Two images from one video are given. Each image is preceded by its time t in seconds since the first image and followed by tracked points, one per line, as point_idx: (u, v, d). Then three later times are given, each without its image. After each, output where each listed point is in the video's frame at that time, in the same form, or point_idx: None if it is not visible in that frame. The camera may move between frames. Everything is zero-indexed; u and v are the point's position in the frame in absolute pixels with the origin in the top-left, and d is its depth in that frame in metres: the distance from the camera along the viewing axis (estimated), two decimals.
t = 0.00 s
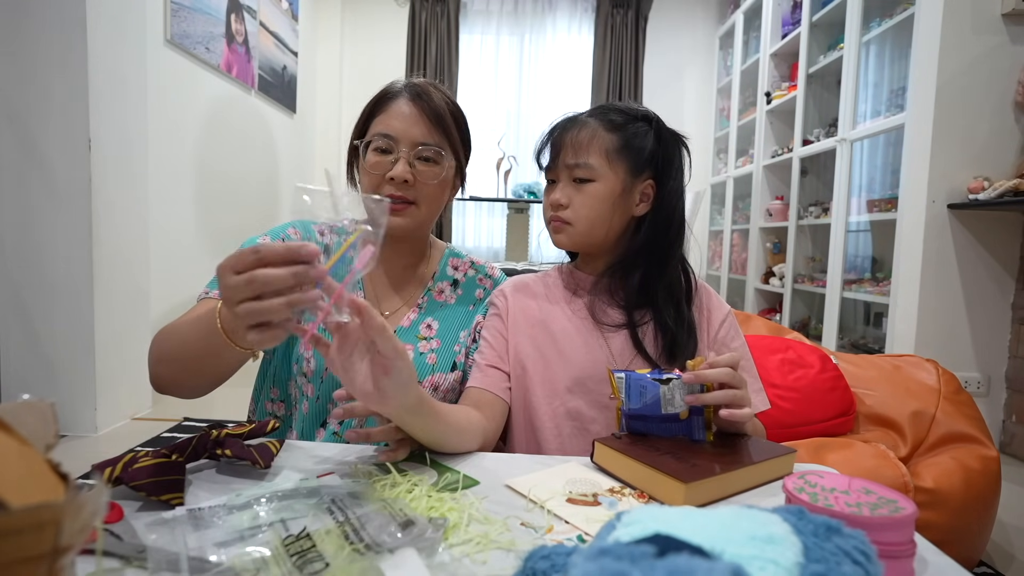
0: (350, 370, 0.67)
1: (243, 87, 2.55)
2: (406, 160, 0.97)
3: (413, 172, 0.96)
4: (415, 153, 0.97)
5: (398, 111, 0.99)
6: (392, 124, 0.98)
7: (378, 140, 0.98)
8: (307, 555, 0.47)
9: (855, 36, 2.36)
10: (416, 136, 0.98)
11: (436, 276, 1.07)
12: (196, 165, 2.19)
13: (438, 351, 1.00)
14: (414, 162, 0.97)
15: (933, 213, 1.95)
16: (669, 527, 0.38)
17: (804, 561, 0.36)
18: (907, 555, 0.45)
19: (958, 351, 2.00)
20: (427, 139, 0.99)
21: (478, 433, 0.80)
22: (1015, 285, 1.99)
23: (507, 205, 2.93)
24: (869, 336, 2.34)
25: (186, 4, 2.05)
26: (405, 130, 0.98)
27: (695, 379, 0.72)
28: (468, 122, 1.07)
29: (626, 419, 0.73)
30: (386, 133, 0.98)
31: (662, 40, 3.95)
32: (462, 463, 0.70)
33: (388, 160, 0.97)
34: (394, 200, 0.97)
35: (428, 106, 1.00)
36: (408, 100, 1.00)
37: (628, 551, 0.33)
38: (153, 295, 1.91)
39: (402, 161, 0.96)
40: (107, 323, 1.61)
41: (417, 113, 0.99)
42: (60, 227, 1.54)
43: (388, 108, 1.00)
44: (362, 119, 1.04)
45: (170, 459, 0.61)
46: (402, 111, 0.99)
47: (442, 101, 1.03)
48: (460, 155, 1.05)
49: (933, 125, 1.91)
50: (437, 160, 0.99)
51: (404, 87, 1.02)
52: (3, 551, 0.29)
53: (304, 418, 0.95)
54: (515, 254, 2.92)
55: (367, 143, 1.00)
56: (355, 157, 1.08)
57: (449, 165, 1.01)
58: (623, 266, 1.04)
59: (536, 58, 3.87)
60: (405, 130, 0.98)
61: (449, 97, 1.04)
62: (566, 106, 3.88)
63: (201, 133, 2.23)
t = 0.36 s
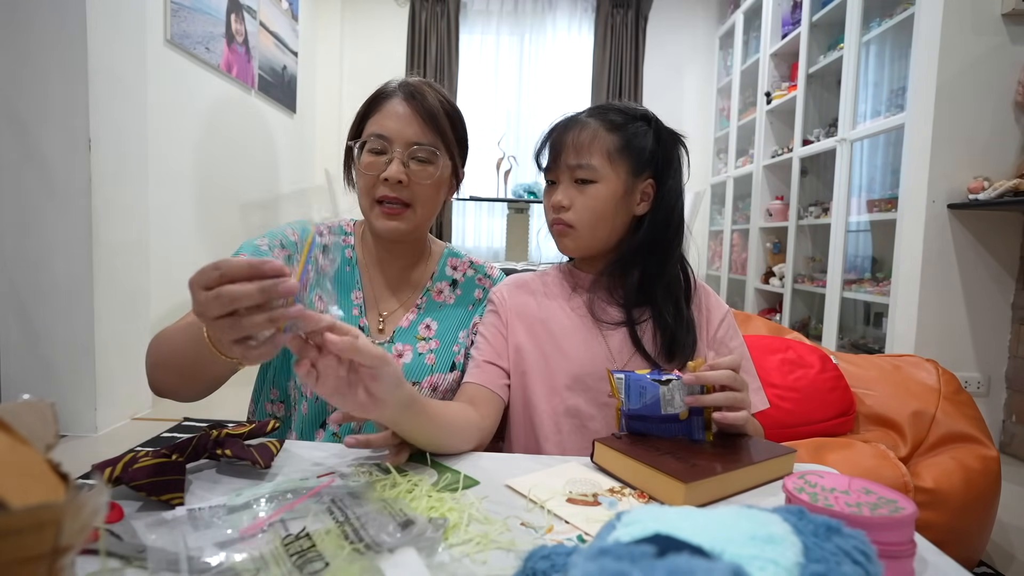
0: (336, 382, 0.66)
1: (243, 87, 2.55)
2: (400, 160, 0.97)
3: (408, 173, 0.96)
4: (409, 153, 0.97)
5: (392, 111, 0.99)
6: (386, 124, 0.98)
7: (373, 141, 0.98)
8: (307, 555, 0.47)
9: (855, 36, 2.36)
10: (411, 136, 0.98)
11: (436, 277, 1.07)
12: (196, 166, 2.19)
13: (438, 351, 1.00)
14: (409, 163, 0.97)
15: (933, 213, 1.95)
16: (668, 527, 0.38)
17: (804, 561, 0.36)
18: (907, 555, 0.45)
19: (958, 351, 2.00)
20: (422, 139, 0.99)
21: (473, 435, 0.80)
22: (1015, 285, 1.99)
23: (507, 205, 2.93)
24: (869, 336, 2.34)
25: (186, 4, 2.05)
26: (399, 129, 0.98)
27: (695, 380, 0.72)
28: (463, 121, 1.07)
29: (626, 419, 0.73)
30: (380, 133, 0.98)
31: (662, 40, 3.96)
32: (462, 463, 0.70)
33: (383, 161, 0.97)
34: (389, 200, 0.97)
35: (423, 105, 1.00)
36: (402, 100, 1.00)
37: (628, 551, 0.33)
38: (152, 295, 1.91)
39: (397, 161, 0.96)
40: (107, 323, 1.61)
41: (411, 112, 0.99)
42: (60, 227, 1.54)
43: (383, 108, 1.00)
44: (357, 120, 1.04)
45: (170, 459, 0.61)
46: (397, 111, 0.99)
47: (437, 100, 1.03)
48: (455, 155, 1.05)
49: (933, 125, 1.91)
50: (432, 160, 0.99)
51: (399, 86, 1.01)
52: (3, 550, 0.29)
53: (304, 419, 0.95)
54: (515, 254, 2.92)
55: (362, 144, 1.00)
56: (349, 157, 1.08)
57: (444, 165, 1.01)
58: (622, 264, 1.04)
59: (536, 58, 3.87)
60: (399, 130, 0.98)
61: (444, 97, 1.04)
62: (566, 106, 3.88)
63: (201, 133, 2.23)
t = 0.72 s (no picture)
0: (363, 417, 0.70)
1: (243, 87, 2.55)
2: (399, 166, 0.97)
3: (406, 178, 0.97)
4: (407, 158, 0.97)
5: (391, 115, 0.99)
6: (384, 129, 0.98)
7: (371, 145, 0.98)
8: (307, 555, 0.47)
9: (855, 36, 2.36)
10: (409, 140, 0.98)
11: (436, 277, 1.07)
12: (196, 165, 2.19)
13: (439, 351, 1.00)
14: (407, 168, 0.98)
15: (933, 213, 1.95)
16: (669, 527, 0.38)
17: (804, 561, 0.36)
18: (906, 555, 0.45)
19: (958, 351, 2.00)
20: (421, 144, 0.99)
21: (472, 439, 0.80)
22: (1015, 285, 1.99)
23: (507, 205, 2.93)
24: (869, 336, 2.34)
25: (186, 4, 2.05)
26: (397, 134, 0.98)
27: (695, 379, 0.72)
28: (462, 122, 1.06)
29: (626, 417, 0.73)
30: (378, 138, 0.98)
31: (662, 39, 3.96)
32: (462, 463, 0.70)
33: (381, 166, 0.98)
34: (388, 206, 0.98)
35: (422, 110, 1.00)
36: (401, 104, 1.00)
37: (628, 550, 0.33)
38: (153, 294, 1.91)
39: (395, 167, 0.97)
40: (107, 323, 1.61)
41: (408, 116, 0.99)
42: (60, 227, 1.54)
43: (382, 112, 1.00)
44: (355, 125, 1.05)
45: (170, 459, 0.61)
46: (395, 114, 0.99)
47: (436, 104, 1.02)
48: (453, 159, 1.05)
49: (933, 125, 1.91)
50: (430, 165, 0.99)
51: (396, 89, 1.01)
52: (3, 551, 0.29)
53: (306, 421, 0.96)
54: (515, 254, 2.92)
55: (361, 148, 1.00)
56: (347, 161, 1.08)
57: (442, 170, 1.01)
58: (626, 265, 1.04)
59: (535, 57, 3.87)
60: (398, 135, 0.98)
61: (444, 99, 1.03)
62: (566, 106, 3.88)
63: (201, 133, 2.23)
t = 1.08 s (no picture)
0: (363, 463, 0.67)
1: (243, 87, 2.55)
2: (399, 159, 0.97)
3: (407, 171, 0.97)
4: (408, 151, 0.98)
5: (391, 110, 0.99)
6: (385, 123, 0.98)
7: (372, 139, 0.98)
8: (308, 557, 0.47)
9: (855, 36, 2.36)
10: (410, 133, 0.98)
11: (435, 276, 1.07)
12: (196, 165, 2.19)
13: (439, 350, 1.00)
14: (407, 161, 0.98)
15: (933, 213, 1.95)
16: (669, 527, 0.38)
17: (804, 561, 0.36)
18: (907, 555, 0.45)
19: (958, 351, 2.00)
20: (421, 137, 0.99)
21: (472, 437, 0.80)
22: (1015, 285, 1.99)
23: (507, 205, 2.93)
24: (869, 336, 2.34)
25: (186, 4, 2.04)
26: (398, 127, 0.98)
27: (695, 378, 0.72)
28: (460, 118, 1.07)
29: (625, 417, 0.73)
30: (379, 132, 0.98)
31: (662, 39, 3.95)
32: (462, 463, 0.70)
33: (382, 159, 0.98)
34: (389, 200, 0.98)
35: (422, 104, 1.00)
36: (402, 98, 1.00)
37: (628, 550, 0.33)
38: (153, 294, 1.91)
39: (396, 159, 0.97)
40: (107, 324, 1.61)
41: (409, 111, 0.99)
42: (60, 226, 1.54)
43: (381, 107, 1.00)
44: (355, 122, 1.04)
45: (170, 459, 0.61)
46: (395, 108, 0.99)
47: (435, 100, 1.02)
48: (453, 154, 1.06)
49: (933, 125, 1.91)
50: (430, 158, 0.99)
51: (396, 86, 1.01)
52: (3, 551, 0.29)
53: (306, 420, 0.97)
54: (515, 254, 2.91)
55: (362, 142, 1.00)
56: (348, 156, 1.08)
57: (442, 163, 1.01)
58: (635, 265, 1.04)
59: (535, 57, 3.87)
60: (398, 129, 0.98)
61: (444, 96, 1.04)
62: (566, 106, 3.88)
63: (201, 133, 2.22)
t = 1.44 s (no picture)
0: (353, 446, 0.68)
1: (243, 87, 2.55)
2: (398, 163, 0.97)
3: (405, 175, 0.97)
4: (406, 156, 0.98)
5: (388, 113, 0.99)
6: (382, 127, 0.98)
7: (369, 144, 0.98)
8: (307, 556, 0.47)
9: (855, 36, 2.36)
10: (408, 137, 0.98)
11: (433, 276, 1.06)
12: (196, 165, 2.19)
13: (438, 350, 1.00)
14: (406, 165, 0.98)
15: (933, 213, 1.95)
16: (669, 527, 0.38)
17: (804, 561, 0.36)
18: (907, 554, 0.45)
19: (958, 351, 2.00)
20: (419, 140, 0.99)
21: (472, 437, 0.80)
22: (1015, 285, 1.99)
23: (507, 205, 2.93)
24: (869, 336, 2.34)
25: (186, 4, 2.04)
26: (394, 132, 0.98)
27: (692, 377, 0.72)
28: (457, 121, 1.07)
29: (623, 416, 0.73)
30: (376, 136, 0.98)
31: (662, 39, 3.95)
32: (462, 463, 0.70)
33: (380, 163, 0.97)
34: (387, 204, 0.98)
35: (419, 109, 1.00)
36: (399, 101, 1.00)
37: (628, 550, 0.33)
38: (153, 294, 1.91)
39: (394, 164, 0.97)
40: (107, 324, 1.61)
41: (406, 113, 0.99)
42: (60, 227, 1.54)
43: (377, 110, 1.00)
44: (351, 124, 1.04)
45: (170, 459, 0.61)
46: (392, 112, 0.99)
47: (432, 101, 1.02)
48: (451, 155, 1.06)
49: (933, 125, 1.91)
50: (428, 162, 0.99)
51: (392, 87, 1.01)
52: (3, 551, 0.29)
53: (305, 422, 0.98)
54: (515, 254, 2.91)
55: (357, 147, 1.00)
56: (344, 159, 1.08)
57: (440, 167, 1.01)
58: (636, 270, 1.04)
59: (536, 57, 3.87)
60: (395, 133, 0.98)
61: (441, 100, 1.04)
62: (566, 106, 3.88)
63: (201, 133, 2.22)
